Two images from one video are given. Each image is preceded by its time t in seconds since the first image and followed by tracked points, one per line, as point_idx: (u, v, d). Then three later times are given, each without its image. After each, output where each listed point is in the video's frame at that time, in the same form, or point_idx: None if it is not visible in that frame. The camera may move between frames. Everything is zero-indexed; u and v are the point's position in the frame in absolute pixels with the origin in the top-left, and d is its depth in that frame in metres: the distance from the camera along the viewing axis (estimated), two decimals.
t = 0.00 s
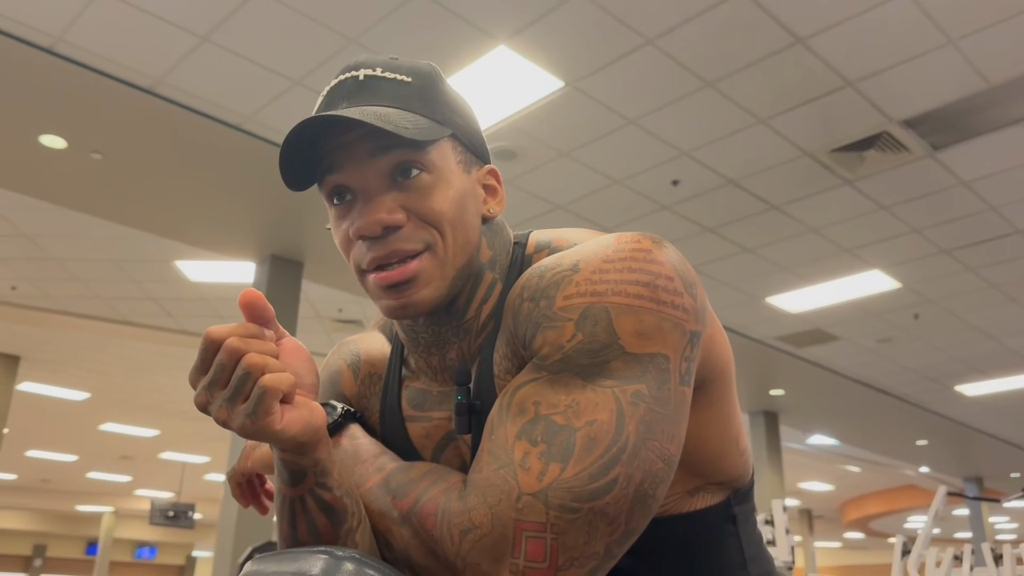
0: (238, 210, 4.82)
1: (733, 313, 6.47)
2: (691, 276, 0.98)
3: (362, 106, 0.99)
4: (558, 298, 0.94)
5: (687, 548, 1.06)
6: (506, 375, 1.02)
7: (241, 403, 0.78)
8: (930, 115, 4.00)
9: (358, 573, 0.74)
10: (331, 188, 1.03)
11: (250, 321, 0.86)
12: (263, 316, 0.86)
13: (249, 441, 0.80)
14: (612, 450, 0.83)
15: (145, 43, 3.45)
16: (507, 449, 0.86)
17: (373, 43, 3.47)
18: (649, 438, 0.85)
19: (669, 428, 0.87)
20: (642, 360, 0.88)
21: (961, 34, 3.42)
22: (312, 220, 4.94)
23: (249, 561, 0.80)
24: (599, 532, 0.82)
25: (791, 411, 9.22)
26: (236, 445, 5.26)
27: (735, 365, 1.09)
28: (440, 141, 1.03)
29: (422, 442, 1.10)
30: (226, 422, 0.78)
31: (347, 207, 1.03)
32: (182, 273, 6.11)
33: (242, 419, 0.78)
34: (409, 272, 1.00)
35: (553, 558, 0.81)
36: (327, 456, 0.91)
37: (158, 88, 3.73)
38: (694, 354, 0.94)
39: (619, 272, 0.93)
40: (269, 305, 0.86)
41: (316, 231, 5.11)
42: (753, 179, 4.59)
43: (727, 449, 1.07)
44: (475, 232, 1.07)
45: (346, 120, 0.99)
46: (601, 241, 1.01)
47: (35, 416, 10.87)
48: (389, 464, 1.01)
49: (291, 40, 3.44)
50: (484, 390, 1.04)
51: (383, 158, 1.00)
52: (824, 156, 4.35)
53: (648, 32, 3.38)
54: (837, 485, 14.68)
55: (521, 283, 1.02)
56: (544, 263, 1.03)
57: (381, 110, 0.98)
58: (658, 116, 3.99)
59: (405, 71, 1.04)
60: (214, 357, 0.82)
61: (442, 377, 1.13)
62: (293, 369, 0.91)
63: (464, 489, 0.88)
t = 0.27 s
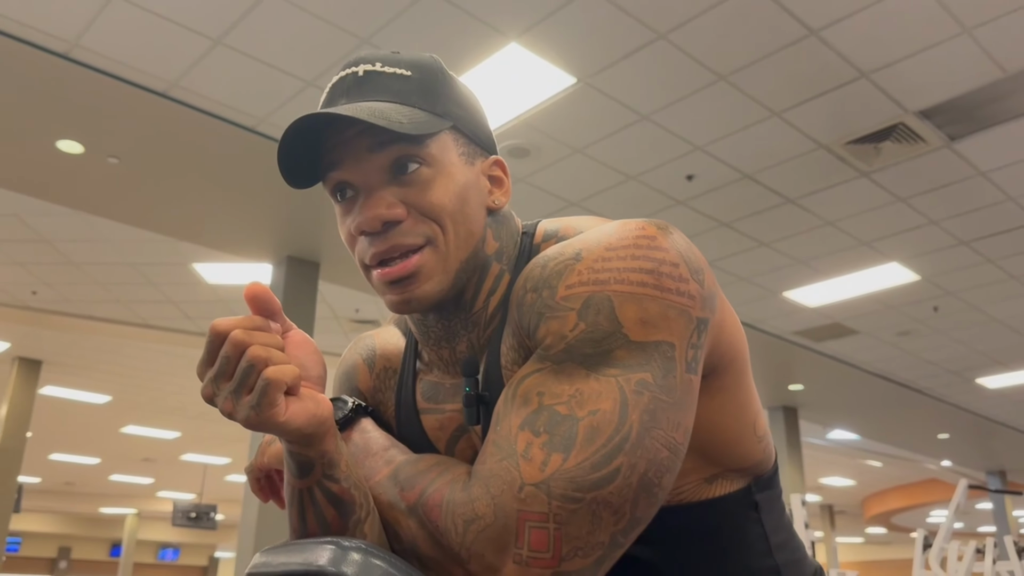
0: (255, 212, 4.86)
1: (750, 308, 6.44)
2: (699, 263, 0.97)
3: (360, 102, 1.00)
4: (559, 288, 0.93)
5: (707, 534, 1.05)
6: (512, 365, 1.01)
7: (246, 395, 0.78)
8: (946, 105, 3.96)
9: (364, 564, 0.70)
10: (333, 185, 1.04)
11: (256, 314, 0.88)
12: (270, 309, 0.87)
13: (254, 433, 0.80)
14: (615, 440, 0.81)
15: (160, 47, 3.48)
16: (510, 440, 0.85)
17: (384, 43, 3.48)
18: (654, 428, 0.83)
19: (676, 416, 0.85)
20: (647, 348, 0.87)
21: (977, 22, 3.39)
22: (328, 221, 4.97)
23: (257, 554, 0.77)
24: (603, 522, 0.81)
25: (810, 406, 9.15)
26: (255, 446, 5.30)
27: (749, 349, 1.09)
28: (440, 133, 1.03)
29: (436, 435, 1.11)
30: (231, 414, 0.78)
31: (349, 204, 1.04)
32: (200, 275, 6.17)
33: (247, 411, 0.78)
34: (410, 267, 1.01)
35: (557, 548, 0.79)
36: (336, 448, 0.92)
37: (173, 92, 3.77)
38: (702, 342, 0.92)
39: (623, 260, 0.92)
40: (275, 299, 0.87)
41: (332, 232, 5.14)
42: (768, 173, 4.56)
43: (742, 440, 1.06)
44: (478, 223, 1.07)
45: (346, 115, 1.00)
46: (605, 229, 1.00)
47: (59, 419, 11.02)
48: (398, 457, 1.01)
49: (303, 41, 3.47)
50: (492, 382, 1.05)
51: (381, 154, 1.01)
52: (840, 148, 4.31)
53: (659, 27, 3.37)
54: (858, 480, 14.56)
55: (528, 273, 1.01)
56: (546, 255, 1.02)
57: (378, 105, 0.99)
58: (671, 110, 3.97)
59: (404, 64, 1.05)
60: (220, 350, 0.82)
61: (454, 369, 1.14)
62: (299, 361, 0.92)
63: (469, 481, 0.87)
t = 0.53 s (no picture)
0: (268, 214, 4.89)
1: (763, 304, 6.41)
2: (698, 249, 0.97)
3: (362, 96, 1.01)
4: (555, 279, 0.93)
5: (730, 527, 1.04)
6: (513, 356, 1.02)
7: (251, 390, 0.79)
8: (958, 97, 3.93)
9: (372, 556, 0.70)
10: (341, 180, 1.05)
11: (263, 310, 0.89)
12: (278, 304, 0.88)
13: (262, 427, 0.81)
14: (613, 432, 0.81)
15: (172, 50, 3.51)
16: (508, 433, 0.85)
17: (393, 43, 3.50)
18: (652, 418, 0.83)
19: (675, 405, 0.85)
20: (645, 337, 0.87)
21: (989, 13, 3.36)
22: (339, 222, 4.99)
23: (266, 548, 0.79)
24: (603, 513, 0.81)
25: (824, 402, 9.10)
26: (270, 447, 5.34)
27: (760, 333, 1.09)
28: (443, 124, 1.04)
29: (448, 429, 1.12)
30: (237, 407, 0.79)
31: (357, 197, 1.05)
32: (214, 278, 6.21)
33: (253, 405, 0.79)
34: (423, 256, 1.01)
35: (557, 541, 0.80)
36: (342, 442, 0.91)
37: (185, 95, 3.80)
38: (704, 329, 0.92)
39: (620, 248, 0.92)
40: (282, 293, 0.88)
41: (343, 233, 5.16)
42: (780, 167, 4.54)
43: (756, 428, 1.05)
44: (486, 213, 1.08)
45: (350, 110, 1.01)
46: (604, 217, 1.00)
47: (76, 422, 11.13)
48: (405, 451, 1.02)
49: (313, 43, 3.49)
50: (497, 375, 1.05)
51: (389, 146, 1.02)
52: (851, 142, 4.29)
53: (668, 23, 3.37)
54: (875, 476, 14.46)
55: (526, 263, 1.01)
56: (544, 245, 1.02)
57: (384, 98, 1.00)
58: (681, 107, 3.96)
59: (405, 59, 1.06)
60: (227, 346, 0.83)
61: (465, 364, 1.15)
62: (305, 356, 0.91)
63: (468, 475, 0.87)
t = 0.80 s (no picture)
0: (276, 215, 4.91)
1: (771, 301, 6.40)
2: (710, 247, 0.97)
3: (380, 98, 1.01)
4: (564, 278, 0.94)
5: (760, 522, 1.04)
6: (528, 352, 1.02)
7: (266, 385, 0.80)
8: (966, 92, 3.91)
9: (378, 550, 0.71)
10: (360, 181, 1.06)
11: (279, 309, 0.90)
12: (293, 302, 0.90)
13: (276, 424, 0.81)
14: (617, 429, 0.82)
15: (179, 53, 3.53)
16: (516, 431, 0.86)
17: (399, 44, 3.50)
18: (658, 417, 0.83)
19: (681, 404, 0.85)
20: (652, 336, 0.87)
21: (996, 7, 3.35)
22: (347, 223, 5.01)
23: (276, 542, 0.81)
24: (606, 510, 0.81)
25: (834, 398, 9.08)
26: (280, 447, 5.36)
27: (778, 328, 1.09)
28: (461, 126, 1.05)
29: (470, 428, 1.12)
30: (252, 403, 0.80)
31: (376, 197, 1.05)
32: (223, 279, 6.24)
33: (267, 401, 0.79)
34: (441, 254, 1.02)
35: (560, 538, 0.80)
36: (355, 438, 0.92)
37: (192, 98, 3.83)
38: (715, 328, 0.92)
39: (630, 247, 0.93)
40: (296, 290, 0.89)
41: (351, 233, 5.17)
42: (787, 164, 4.53)
43: (775, 423, 1.04)
44: (502, 213, 1.09)
45: (369, 111, 1.01)
46: (616, 216, 1.00)
47: (87, 424, 11.20)
48: (417, 449, 1.02)
49: (320, 45, 3.50)
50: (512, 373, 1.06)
51: (407, 145, 1.03)
52: (860, 138, 4.27)
53: (673, 21, 3.36)
54: (885, 472, 14.40)
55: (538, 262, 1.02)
56: (554, 244, 1.02)
57: (402, 98, 1.01)
58: (687, 104, 3.96)
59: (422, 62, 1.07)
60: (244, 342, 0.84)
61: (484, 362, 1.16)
62: (321, 354, 0.93)
63: (477, 470, 0.88)
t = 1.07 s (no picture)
0: (278, 217, 4.92)
1: (774, 298, 6.40)
2: (694, 244, 0.98)
3: (364, 97, 1.02)
4: (549, 277, 0.94)
5: (737, 523, 1.05)
6: (509, 352, 1.03)
7: (255, 393, 0.81)
8: (966, 88, 3.91)
9: (375, 551, 0.72)
10: (344, 179, 1.06)
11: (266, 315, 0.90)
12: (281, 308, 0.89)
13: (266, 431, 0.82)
14: (607, 430, 0.83)
15: (180, 56, 3.54)
16: (504, 434, 0.86)
17: (399, 45, 3.51)
18: (646, 416, 0.84)
19: (669, 403, 0.86)
20: (638, 335, 0.88)
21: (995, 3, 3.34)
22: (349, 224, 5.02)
23: (275, 543, 0.82)
24: (598, 511, 0.82)
25: (838, 395, 9.07)
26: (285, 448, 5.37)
27: (762, 326, 1.10)
28: (446, 126, 1.05)
29: (452, 426, 1.12)
30: (242, 411, 0.81)
31: (360, 196, 1.06)
32: (226, 281, 6.26)
33: (256, 408, 0.80)
34: (422, 255, 1.03)
35: (553, 540, 0.81)
36: (345, 442, 0.93)
37: (193, 101, 3.84)
38: (699, 325, 0.93)
39: (614, 246, 0.93)
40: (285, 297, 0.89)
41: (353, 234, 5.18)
42: (788, 161, 4.52)
43: (757, 421, 1.05)
44: (486, 214, 1.09)
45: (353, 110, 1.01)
46: (599, 214, 1.00)
47: (92, 426, 11.24)
48: (408, 448, 1.02)
49: (320, 47, 3.51)
50: (495, 372, 1.06)
51: (390, 146, 1.03)
52: (860, 135, 4.27)
53: (673, 19, 3.36)
54: (891, 469, 14.38)
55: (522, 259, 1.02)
56: (539, 240, 1.03)
57: (386, 100, 1.01)
58: (687, 102, 3.96)
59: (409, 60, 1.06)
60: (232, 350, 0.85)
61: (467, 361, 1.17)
62: (309, 360, 0.92)
63: (465, 473, 0.88)
